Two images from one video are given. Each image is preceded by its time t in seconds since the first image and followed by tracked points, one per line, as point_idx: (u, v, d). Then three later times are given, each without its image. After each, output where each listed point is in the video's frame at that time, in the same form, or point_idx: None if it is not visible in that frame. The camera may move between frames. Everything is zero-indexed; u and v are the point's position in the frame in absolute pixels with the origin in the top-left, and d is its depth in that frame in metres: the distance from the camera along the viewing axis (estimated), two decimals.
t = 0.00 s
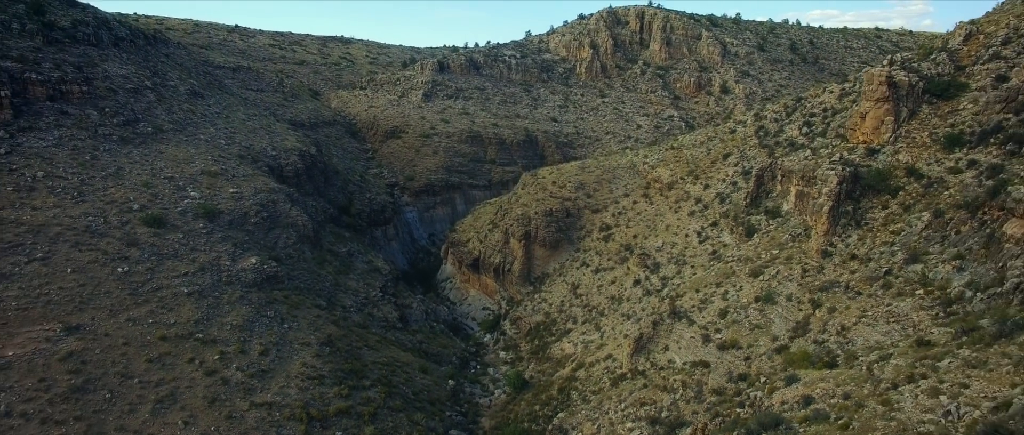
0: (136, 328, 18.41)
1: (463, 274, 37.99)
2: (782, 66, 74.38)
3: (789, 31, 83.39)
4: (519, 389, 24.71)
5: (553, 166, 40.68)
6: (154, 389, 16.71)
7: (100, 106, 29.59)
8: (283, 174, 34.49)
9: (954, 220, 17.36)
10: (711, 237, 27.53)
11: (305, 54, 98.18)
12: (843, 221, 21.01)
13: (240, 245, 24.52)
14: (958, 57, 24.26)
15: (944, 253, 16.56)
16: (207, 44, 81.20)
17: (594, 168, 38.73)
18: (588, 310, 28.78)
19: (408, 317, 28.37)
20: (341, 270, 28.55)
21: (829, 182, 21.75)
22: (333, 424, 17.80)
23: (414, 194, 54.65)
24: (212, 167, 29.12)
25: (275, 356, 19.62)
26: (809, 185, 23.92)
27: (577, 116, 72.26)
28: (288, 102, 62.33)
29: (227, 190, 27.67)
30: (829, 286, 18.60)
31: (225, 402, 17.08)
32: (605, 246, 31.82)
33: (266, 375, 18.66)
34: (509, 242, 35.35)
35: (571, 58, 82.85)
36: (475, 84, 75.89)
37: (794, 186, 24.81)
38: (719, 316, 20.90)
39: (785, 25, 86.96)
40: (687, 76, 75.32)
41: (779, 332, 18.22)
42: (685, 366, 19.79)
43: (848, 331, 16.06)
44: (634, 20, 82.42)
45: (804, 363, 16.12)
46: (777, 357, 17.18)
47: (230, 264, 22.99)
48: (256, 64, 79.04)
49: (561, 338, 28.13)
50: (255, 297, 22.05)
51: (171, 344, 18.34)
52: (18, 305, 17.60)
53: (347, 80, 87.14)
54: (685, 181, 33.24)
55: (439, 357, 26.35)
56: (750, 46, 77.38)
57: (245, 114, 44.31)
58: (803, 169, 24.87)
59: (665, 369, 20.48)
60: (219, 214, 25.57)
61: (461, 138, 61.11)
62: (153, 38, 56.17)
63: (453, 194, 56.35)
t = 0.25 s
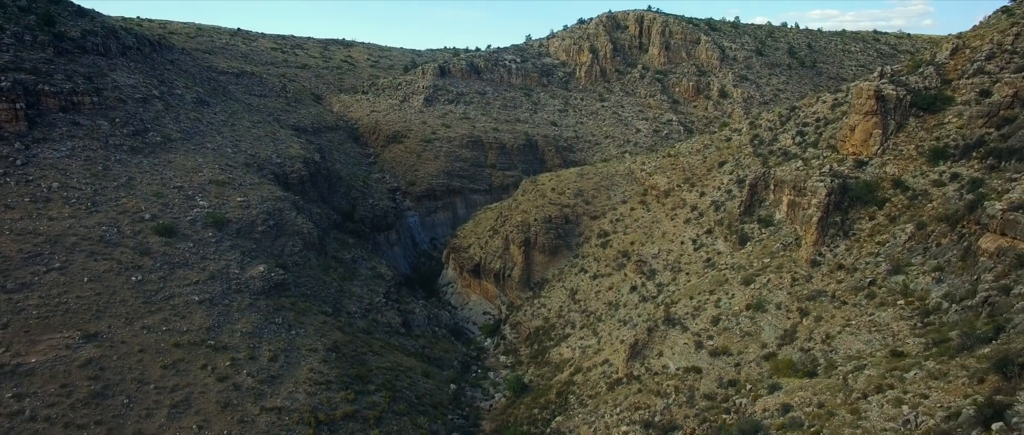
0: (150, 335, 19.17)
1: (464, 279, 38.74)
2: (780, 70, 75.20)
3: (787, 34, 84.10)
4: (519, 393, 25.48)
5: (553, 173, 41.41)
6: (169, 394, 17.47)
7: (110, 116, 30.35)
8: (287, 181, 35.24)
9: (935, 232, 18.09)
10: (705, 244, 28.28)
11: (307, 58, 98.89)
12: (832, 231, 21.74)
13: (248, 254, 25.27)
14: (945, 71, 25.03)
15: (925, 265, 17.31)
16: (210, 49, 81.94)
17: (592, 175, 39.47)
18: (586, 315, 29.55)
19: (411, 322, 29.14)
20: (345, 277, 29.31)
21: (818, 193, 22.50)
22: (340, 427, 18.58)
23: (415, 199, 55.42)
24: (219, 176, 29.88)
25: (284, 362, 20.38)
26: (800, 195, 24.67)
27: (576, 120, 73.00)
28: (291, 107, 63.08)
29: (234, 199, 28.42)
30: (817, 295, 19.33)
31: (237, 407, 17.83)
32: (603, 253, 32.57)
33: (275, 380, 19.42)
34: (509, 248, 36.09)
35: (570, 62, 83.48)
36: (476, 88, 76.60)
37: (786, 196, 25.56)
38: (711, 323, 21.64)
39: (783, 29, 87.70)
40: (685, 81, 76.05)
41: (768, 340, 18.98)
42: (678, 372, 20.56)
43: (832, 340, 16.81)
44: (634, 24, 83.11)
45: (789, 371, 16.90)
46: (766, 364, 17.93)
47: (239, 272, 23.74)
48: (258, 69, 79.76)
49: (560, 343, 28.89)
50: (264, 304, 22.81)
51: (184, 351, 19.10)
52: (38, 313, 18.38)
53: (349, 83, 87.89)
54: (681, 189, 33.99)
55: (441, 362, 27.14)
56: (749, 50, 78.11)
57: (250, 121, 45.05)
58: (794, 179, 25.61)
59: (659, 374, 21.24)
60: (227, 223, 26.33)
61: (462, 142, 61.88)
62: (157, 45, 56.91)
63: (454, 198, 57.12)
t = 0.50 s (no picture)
0: (164, 343, 19.92)
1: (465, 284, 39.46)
2: (778, 75, 75.99)
3: (785, 38, 84.80)
4: (519, 396, 26.23)
5: (552, 179, 42.16)
6: (183, 400, 18.24)
7: (120, 127, 31.12)
8: (292, 189, 35.99)
9: (918, 244, 18.86)
10: (700, 251, 29.03)
11: (309, 61, 99.65)
12: (821, 241, 22.50)
13: (256, 262, 26.02)
14: (932, 84, 25.79)
15: (908, 276, 18.05)
16: (213, 54, 82.72)
17: (591, 181, 40.20)
18: (584, 321, 30.30)
19: (414, 328, 29.89)
20: (349, 284, 30.06)
21: (808, 204, 23.25)
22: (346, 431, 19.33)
23: (417, 204, 56.19)
24: (227, 185, 30.63)
25: (292, 367, 21.13)
26: (791, 205, 25.42)
27: (576, 124, 73.75)
28: (294, 112, 63.84)
29: (242, 208, 29.18)
30: (806, 304, 20.07)
31: (248, 412, 18.59)
32: (601, 259, 33.33)
33: (284, 385, 20.16)
34: (509, 254, 36.83)
35: (570, 66, 84.18)
36: (476, 93, 77.33)
37: (778, 205, 26.29)
38: (704, 330, 22.40)
39: (781, 33, 88.46)
40: (684, 85, 76.76)
41: (758, 348, 19.75)
42: (672, 378, 21.34)
43: (818, 348, 17.58)
44: (633, 29, 83.84)
45: (776, 379, 17.70)
46: (755, 371, 18.71)
47: (247, 280, 24.49)
48: (261, 73, 80.49)
49: (558, 348, 29.65)
50: (272, 312, 23.55)
51: (196, 358, 19.85)
52: (57, 322, 19.16)
53: (351, 87, 88.64)
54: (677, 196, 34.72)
55: (443, 366, 27.91)
56: (747, 54, 78.84)
57: (254, 127, 45.81)
58: (786, 189, 26.35)
59: (653, 380, 22.01)
60: (235, 232, 27.09)
61: (463, 147, 62.63)
62: (162, 52, 57.67)
63: (455, 203, 57.87)
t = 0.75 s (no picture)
0: (176, 349, 20.65)
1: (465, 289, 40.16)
2: (776, 79, 76.76)
3: (783, 42, 85.47)
4: (518, 400, 26.96)
5: (551, 185, 42.89)
6: (196, 404, 18.97)
7: (129, 136, 31.84)
8: (296, 196, 36.71)
9: (902, 254, 19.61)
10: (696, 258, 29.74)
11: (311, 65, 100.33)
12: (811, 250, 23.22)
13: (262, 269, 26.73)
14: (920, 96, 26.55)
15: (892, 286, 18.77)
16: (216, 58, 83.41)
17: (589, 188, 40.91)
18: (582, 326, 31.04)
19: (416, 333, 30.62)
20: (353, 290, 30.79)
21: (799, 214, 23.98)
22: None
23: (418, 208, 56.93)
24: (233, 193, 31.35)
25: (299, 373, 21.85)
26: (783, 214, 26.15)
27: (576, 128, 74.45)
28: (297, 117, 64.56)
29: (248, 215, 29.89)
30: (795, 312, 20.81)
31: (258, 416, 19.33)
32: (599, 265, 34.06)
33: (292, 390, 20.91)
34: (508, 260, 37.55)
35: (570, 70, 84.88)
36: (477, 97, 78.03)
37: (771, 214, 27.01)
38: (698, 336, 23.13)
39: (780, 36, 89.22)
40: (682, 89, 77.44)
41: (749, 355, 20.50)
42: (666, 383, 22.10)
43: (805, 355, 18.36)
44: (632, 33, 84.56)
45: (765, 385, 18.49)
46: (745, 378, 19.45)
47: (255, 287, 25.21)
48: (263, 77, 81.19)
49: (557, 353, 30.39)
50: (279, 318, 24.27)
51: (208, 364, 20.59)
52: (73, 329, 19.91)
53: (352, 91, 89.34)
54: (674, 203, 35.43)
55: (444, 371, 28.64)
56: (745, 58, 79.53)
57: (259, 134, 46.54)
58: (778, 199, 27.07)
59: (648, 385, 22.75)
60: (242, 239, 27.80)
61: (464, 152, 63.35)
62: (166, 58, 58.40)
63: (456, 207, 58.58)
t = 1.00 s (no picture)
0: (188, 355, 21.38)
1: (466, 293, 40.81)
2: (774, 82, 77.48)
3: (781, 46, 86.13)
4: (518, 403, 27.69)
5: (551, 191, 43.62)
6: (208, 409, 19.70)
7: (138, 145, 32.57)
8: (301, 203, 37.42)
9: (889, 264, 20.34)
10: (691, 265, 30.44)
11: (312, 68, 100.96)
12: (802, 259, 23.93)
13: (269, 276, 27.43)
14: (910, 107, 27.27)
15: (878, 295, 19.50)
16: (218, 63, 84.09)
17: (588, 194, 41.60)
18: (581, 331, 31.76)
19: (418, 338, 31.34)
20: (357, 296, 31.50)
21: (791, 224, 24.68)
22: None
23: (420, 213, 57.64)
24: (240, 201, 32.06)
25: (306, 378, 22.56)
26: (776, 223, 26.85)
27: (575, 131, 75.11)
28: (299, 122, 65.24)
29: (255, 223, 30.60)
30: (786, 319, 21.54)
31: (267, 420, 20.06)
32: (597, 271, 34.77)
33: (300, 395, 21.63)
34: (508, 265, 38.25)
35: (569, 74, 85.55)
36: (477, 101, 78.68)
37: (764, 223, 27.71)
38: (693, 342, 23.86)
39: (778, 40, 89.87)
40: (681, 93, 78.09)
41: (741, 362, 21.25)
42: (662, 388, 22.87)
43: (794, 362, 19.15)
44: (631, 37, 85.24)
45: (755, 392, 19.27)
46: (738, 384, 20.21)
47: (262, 294, 25.91)
48: (265, 82, 81.85)
49: (556, 357, 31.12)
50: (285, 324, 24.96)
51: (218, 369, 21.31)
52: (89, 336, 20.65)
53: (354, 95, 89.97)
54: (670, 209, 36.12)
55: (446, 375, 29.38)
56: (743, 63, 80.22)
57: (263, 140, 47.24)
58: (772, 207, 27.77)
59: (645, 390, 23.49)
60: (249, 247, 28.51)
61: (464, 156, 64.06)
62: (171, 64, 59.10)
63: (457, 211, 59.26)
